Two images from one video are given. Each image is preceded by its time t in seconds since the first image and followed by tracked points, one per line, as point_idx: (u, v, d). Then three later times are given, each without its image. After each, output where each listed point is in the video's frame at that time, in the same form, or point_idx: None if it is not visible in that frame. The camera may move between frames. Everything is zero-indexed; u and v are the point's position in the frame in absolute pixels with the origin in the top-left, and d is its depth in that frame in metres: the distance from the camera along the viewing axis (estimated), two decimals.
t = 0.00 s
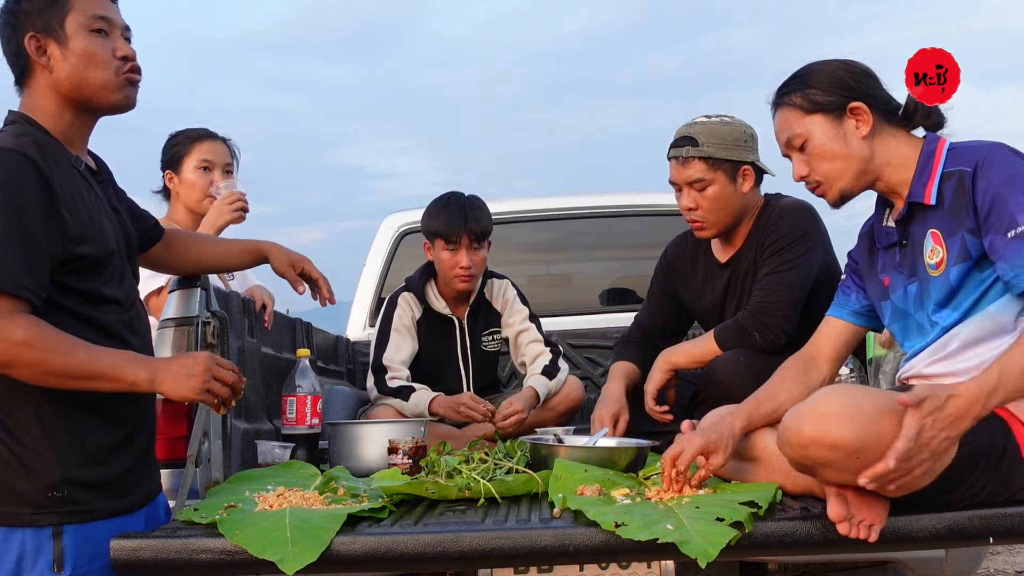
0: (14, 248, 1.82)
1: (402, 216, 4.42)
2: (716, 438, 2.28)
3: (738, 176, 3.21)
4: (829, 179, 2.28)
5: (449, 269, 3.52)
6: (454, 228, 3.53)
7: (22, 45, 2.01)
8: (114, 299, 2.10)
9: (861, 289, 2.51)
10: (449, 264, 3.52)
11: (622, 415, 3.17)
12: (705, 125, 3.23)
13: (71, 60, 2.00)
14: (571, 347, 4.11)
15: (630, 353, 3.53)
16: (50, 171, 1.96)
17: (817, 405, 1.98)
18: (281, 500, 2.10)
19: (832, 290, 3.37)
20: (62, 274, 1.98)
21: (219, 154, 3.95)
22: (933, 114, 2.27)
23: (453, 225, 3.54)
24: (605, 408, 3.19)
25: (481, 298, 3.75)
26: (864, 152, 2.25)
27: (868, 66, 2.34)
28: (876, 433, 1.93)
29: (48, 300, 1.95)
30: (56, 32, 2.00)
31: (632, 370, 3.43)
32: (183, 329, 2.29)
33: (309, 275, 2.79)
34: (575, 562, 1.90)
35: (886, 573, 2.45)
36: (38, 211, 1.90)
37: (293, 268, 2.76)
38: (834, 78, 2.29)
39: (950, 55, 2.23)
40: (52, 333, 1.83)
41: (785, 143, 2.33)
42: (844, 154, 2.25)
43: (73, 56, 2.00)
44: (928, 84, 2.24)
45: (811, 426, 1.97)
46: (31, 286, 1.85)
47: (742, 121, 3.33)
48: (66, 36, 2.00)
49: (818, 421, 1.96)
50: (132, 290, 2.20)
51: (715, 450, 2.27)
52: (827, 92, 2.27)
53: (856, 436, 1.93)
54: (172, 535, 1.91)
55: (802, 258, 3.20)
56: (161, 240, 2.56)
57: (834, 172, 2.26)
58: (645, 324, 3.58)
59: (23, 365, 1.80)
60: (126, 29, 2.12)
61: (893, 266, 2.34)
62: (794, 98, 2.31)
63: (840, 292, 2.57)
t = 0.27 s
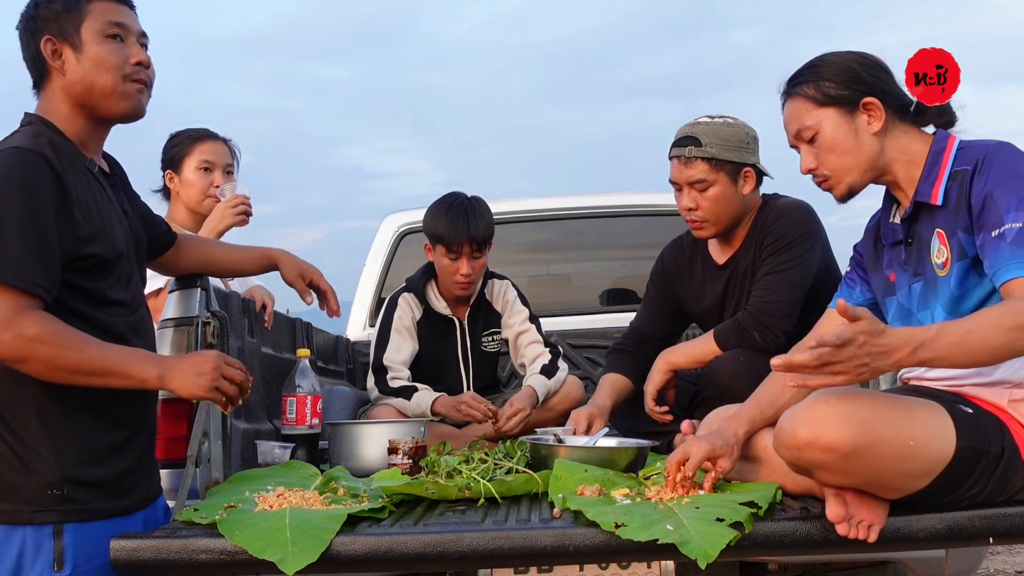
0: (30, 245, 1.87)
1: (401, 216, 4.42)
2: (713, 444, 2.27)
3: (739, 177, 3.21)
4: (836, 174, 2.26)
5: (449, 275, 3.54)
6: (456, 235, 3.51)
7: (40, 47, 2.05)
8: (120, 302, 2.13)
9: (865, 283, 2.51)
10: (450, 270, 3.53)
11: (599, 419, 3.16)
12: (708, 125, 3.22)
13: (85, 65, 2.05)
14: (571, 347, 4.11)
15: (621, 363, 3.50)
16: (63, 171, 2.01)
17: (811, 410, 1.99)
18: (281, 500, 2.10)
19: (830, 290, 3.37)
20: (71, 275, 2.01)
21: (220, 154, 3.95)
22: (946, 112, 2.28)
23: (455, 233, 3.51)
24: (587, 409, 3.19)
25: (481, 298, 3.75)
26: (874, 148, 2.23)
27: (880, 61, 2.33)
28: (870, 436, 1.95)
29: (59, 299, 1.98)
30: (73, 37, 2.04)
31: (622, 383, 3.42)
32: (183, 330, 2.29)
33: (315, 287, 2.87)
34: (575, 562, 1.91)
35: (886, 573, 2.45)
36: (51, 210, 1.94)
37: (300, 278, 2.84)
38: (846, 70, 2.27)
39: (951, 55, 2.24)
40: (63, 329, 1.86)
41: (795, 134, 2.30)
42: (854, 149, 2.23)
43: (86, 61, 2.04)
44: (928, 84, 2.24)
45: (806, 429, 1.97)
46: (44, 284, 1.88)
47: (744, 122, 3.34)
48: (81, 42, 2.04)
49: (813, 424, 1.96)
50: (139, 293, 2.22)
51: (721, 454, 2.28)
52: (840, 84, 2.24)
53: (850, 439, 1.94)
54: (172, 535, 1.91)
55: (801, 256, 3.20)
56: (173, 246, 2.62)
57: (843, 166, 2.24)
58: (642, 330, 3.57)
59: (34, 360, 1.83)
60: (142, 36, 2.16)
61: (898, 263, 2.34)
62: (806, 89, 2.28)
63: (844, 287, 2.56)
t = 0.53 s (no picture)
0: (47, 242, 1.92)
1: (401, 216, 4.42)
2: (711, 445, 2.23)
3: (741, 180, 3.21)
4: (861, 168, 2.18)
5: (449, 276, 3.53)
6: (455, 236, 3.51)
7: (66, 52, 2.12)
8: (127, 303, 2.18)
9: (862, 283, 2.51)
10: (449, 272, 3.53)
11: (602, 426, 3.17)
12: (710, 127, 3.21)
13: (110, 72, 2.12)
14: (571, 347, 4.10)
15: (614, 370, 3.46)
16: (81, 171, 2.07)
17: (813, 408, 1.99)
18: (281, 500, 2.10)
19: (831, 289, 3.37)
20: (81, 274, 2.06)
21: (220, 154, 3.96)
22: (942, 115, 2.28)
23: (455, 234, 3.51)
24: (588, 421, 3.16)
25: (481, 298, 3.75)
26: (896, 143, 2.19)
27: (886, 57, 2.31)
28: (870, 436, 1.95)
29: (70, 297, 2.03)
30: (99, 44, 2.12)
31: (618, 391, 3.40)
32: (183, 330, 2.29)
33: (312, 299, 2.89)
34: (575, 563, 1.91)
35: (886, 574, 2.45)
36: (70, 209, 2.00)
37: (299, 289, 2.86)
38: (863, 62, 2.22)
39: (950, 56, 2.24)
40: (77, 327, 1.90)
41: (815, 127, 2.20)
42: (880, 142, 2.17)
43: (112, 68, 2.12)
44: (928, 84, 2.24)
45: (806, 429, 1.97)
46: (59, 280, 1.93)
47: (745, 124, 3.33)
48: (107, 50, 2.12)
49: (814, 424, 1.96)
50: (144, 296, 2.27)
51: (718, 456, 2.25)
52: (861, 76, 2.19)
53: (850, 439, 1.94)
54: (172, 535, 1.91)
55: (802, 256, 3.20)
56: (178, 246, 2.62)
57: (868, 160, 2.18)
58: (639, 334, 3.55)
59: (46, 357, 1.87)
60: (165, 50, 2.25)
61: (898, 263, 2.33)
62: (825, 80, 2.21)
63: (842, 285, 2.53)
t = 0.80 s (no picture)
0: (66, 239, 1.95)
1: (401, 216, 4.42)
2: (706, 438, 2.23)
3: (746, 181, 3.21)
4: (888, 162, 2.16)
5: (447, 276, 3.53)
6: (453, 237, 3.51)
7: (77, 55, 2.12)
8: (132, 302, 2.20)
9: (856, 281, 2.51)
10: (447, 271, 3.53)
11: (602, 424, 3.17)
12: (717, 128, 3.22)
13: (122, 78, 2.13)
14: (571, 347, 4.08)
15: (614, 364, 3.50)
16: (94, 169, 2.09)
17: (817, 407, 1.98)
18: (281, 500, 2.10)
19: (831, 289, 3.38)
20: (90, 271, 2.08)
21: (219, 154, 3.96)
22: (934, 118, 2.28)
23: (451, 234, 3.51)
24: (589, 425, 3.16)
25: (480, 298, 3.75)
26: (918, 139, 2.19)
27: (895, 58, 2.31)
28: (875, 435, 1.94)
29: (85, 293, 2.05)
30: (112, 51, 2.13)
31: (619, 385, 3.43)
32: (183, 330, 2.29)
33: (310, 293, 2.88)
34: (575, 563, 1.91)
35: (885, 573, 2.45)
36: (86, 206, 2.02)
37: (297, 284, 2.85)
38: (884, 57, 2.22)
39: (951, 57, 2.21)
40: (99, 323, 1.94)
41: (843, 118, 2.16)
42: (905, 138, 2.16)
43: (125, 75, 2.13)
44: (928, 84, 2.18)
45: (811, 428, 1.97)
46: (77, 277, 1.96)
47: (753, 125, 3.33)
48: (121, 57, 2.13)
49: (818, 423, 1.96)
50: (147, 296, 2.29)
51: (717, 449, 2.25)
52: (886, 70, 2.18)
53: (854, 439, 1.94)
54: (172, 535, 1.91)
55: (803, 258, 3.21)
56: (178, 245, 2.62)
57: (895, 155, 2.16)
58: (637, 326, 3.57)
59: (67, 352, 1.91)
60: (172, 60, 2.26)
61: (898, 261, 2.33)
62: (851, 73, 2.18)
63: (834, 282, 2.56)
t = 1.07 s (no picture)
0: (71, 240, 1.95)
1: (401, 216, 4.42)
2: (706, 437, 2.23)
3: (743, 181, 3.21)
4: (878, 170, 2.17)
5: (447, 276, 3.53)
6: (451, 237, 3.51)
7: (99, 58, 2.12)
8: (134, 302, 2.20)
9: (857, 279, 2.50)
10: (446, 272, 3.53)
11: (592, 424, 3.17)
12: (714, 127, 3.22)
13: (144, 85, 2.17)
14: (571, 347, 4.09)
15: (615, 367, 3.49)
16: (97, 169, 2.09)
17: (813, 410, 1.97)
18: (281, 500, 2.10)
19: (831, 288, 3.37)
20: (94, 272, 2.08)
21: (219, 154, 3.96)
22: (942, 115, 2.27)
23: (450, 235, 3.51)
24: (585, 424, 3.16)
25: (479, 298, 3.75)
26: (912, 145, 2.19)
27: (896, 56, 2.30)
28: (874, 437, 1.94)
29: (90, 294, 2.06)
30: (137, 57, 2.15)
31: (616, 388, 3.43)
32: (183, 330, 2.30)
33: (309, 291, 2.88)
34: (576, 563, 1.91)
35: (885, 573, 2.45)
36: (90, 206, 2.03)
37: (296, 281, 2.85)
38: (882, 60, 2.20)
39: (951, 57, 2.21)
40: (104, 323, 1.95)
41: (833, 125, 2.17)
42: (897, 145, 2.16)
43: (148, 83, 2.17)
44: (928, 84, 2.18)
45: (807, 430, 1.96)
46: (82, 278, 1.96)
47: (749, 124, 3.33)
48: (144, 64, 2.17)
49: (814, 425, 1.96)
50: (149, 296, 2.30)
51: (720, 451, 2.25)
52: (882, 75, 2.17)
53: (852, 441, 1.93)
54: (172, 535, 1.91)
55: (803, 257, 3.21)
56: (178, 245, 2.63)
57: (885, 162, 2.16)
58: (638, 329, 3.57)
59: (72, 353, 1.91)
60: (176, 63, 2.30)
61: (899, 261, 2.33)
62: (846, 78, 2.17)
63: (836, 280, 2.55)
